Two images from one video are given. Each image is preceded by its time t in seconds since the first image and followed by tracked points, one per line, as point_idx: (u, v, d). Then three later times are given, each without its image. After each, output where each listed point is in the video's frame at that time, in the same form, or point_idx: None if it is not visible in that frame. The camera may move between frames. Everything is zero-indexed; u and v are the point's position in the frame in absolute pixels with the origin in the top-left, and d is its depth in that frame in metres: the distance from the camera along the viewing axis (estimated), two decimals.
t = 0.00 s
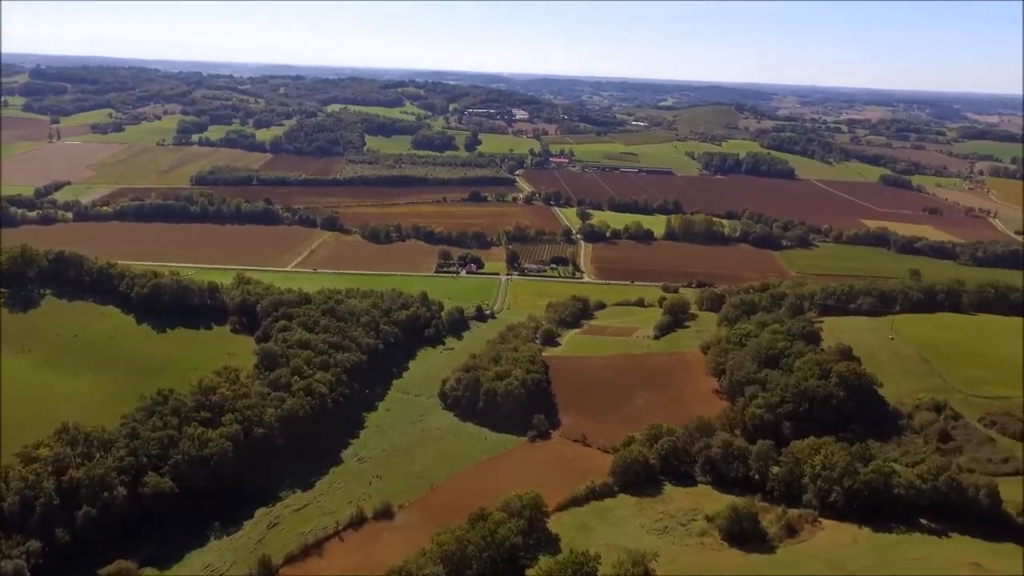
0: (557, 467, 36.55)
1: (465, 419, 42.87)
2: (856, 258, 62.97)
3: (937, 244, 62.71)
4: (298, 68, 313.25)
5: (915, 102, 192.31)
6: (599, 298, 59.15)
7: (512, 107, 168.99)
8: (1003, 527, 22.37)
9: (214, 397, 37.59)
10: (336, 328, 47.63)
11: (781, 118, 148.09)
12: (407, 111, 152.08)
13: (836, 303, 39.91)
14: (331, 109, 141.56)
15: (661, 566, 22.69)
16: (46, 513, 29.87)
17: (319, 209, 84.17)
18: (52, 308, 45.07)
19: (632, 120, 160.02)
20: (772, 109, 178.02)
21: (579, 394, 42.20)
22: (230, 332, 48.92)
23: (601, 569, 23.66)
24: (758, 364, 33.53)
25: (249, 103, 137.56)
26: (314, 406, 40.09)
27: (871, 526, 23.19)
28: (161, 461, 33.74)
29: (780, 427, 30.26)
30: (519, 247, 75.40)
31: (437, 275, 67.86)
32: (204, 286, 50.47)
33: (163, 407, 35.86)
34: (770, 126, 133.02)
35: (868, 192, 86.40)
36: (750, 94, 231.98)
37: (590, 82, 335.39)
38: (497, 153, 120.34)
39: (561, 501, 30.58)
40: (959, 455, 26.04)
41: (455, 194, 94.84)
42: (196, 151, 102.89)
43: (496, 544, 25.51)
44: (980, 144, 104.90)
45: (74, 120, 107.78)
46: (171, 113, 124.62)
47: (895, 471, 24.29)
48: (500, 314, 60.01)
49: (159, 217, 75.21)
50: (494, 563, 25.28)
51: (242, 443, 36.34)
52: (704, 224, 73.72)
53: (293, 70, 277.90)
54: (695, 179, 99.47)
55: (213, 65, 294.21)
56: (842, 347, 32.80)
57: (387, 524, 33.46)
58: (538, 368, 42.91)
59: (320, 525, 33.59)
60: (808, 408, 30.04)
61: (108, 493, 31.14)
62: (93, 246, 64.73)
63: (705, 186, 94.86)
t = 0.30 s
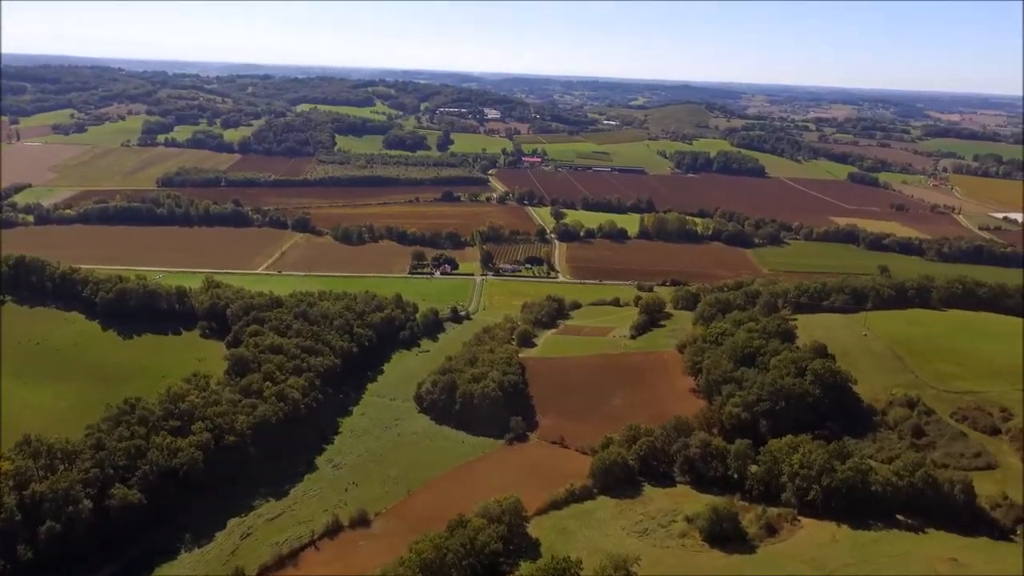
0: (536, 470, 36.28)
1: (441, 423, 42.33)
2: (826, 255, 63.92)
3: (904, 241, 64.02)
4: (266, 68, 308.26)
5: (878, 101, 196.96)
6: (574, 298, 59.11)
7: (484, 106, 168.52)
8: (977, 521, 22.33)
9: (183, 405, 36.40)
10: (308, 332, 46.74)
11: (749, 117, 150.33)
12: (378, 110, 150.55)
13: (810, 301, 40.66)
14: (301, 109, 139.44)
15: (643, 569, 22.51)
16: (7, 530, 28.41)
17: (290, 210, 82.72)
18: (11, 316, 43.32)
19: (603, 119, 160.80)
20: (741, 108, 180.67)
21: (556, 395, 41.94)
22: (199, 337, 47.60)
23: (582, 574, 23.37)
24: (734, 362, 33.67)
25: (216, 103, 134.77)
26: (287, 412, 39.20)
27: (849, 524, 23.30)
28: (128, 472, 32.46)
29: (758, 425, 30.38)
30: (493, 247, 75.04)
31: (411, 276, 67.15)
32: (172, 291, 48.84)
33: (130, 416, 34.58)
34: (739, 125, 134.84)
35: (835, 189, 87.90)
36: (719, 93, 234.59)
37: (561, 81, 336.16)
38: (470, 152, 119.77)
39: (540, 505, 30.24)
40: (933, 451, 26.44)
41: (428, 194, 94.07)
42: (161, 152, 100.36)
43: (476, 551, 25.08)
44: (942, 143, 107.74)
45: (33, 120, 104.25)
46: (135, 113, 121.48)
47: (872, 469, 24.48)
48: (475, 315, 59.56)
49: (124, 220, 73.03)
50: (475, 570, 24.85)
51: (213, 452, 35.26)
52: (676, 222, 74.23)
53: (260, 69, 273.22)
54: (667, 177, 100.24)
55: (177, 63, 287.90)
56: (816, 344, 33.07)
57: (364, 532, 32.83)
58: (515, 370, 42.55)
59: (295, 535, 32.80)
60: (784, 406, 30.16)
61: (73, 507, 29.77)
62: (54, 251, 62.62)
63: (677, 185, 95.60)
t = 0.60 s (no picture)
0: (513, 473, 35.89)
1: (415, 428, 41.67)
2: (794, 252, 64.86)
3: (870, 237, 65.26)
4: (232, 68, 301.99)
5: (842, 100, 201.01)
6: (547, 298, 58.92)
7: (453, 105, 167.49)
8: (951, 516, 22.82)
9: (149, 414, 35.12)
10: (278, 337, 45.67)
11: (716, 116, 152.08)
12: (345, 110, 148.44)
13: (781, 299, 40.73)
14: (266, 108, 136.72)
15: (624, 572, 22.30)
16: None
17: (257, 212, 80.91)
18: None
19: (573, 118, 161.14)
20: (708, 106, 182.55)
21: (532, 396, 41.58)
22: (163, 343, 46.27)
23: None
24: (709, 361, 33.74)
25: (178, 103, 131.37)
26: (257, 420, 38.16)
27: (826, 522, 23.40)
28: (91, 486, 31.14)
29: (733, 423, 30.44)
30: (465, 248, 74.45)
31: (382, 278, 66.22)
32: (134, 296, 47.47)
33: (92, 428, 33.21)
34: (706, 124, 136.23)
35: (801, 187, 89.35)
36: (686, 92, 236.85)
37: (531, 80, 336.09)
38: (440, 152, 118.78)
39: (518, 509, 29.86)
40: (905, 446, 26.84)
41: (398, 194, 92.97)
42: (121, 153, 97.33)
43: (454, 560, 24.53)
44: (903, 140, 110.50)
45: None
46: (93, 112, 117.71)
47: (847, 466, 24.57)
48: (448, 316, 58.94)
49: (84, 224, 70.17)
50: None
51: (180, 463, 34.08)
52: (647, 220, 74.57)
53: (224, 67, 267.90)
54: (636, 175, 100.81)
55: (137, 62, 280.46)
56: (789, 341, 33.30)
57: (338, 542, 32.06)
58: (489, 372, 42.12)
59: (267, 546, 31.91)
60: (759, 404, 30.26)
61: (32, 523, 28.40)
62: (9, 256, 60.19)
63: (647, 183, 96.14)
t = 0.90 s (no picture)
0: (491, 477, 35.42)
1: (391, 433, 40.99)
2: (766, 250, 65.55)
3: (840, 234, 66.31)
4: (197, 66, 295.79)
5: (809, 98, 204.56)
6: (523, 298, 58.62)
7: (424, 104, 166.31)
8: (929, 513, 23.08)
9: (116, 424, 33.97)
10: (249, 342, 44.62)
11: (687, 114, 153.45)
12: (315, 109, 146.21)
13: (755, 298, 40.94)
14: (234, 108, 134.03)
15: None
16: None
17: (225, 213, 79.15)
18: None
19: (545, 117, 161.12)
20: (679, 104, 183.96)
21: (509, 398, 41.20)
22: (129, 351, 45.07)
23: None
24: (686, 360, 33.76)
25: (142, 101, 127.98)
26: (229, 427, 37.20)
27: (806, 520, 23.46)
28: (54, 500, 29.92)
29: (712, 422, 30.44)
30: (439, 248, 73.80)
31: (355, 279, 65.29)
32: (99, 301, 46.12)
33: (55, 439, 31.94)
34: (677, 123, 137.35)
35: (771, 185, 90.46)
36: (658, 91, 238.72)
37: (503, 79, 335.88)
38: (412, 151, 117.68)
39: (497, 514, 29.41)
40: (881, 442, 27.21)
41: (370, 194, 91.83)
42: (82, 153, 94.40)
43: (434, 569, 23.93)
44: (870, 139, 112.77)
45: None
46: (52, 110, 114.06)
47: (825, 463, 24.66)
48: (423, 318, 58.30)
49: (45, 226, 66.01)
50: None
51: (149, 474, 32.99)
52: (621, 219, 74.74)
53: (190, 65, 262.57)
54: (609, 174, 101.09)
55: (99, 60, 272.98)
56: (765, 339, 33.46)
57: (313, 552, 31.21)
58: (466, 374, 41.64)
59: (240, 558, 30.98)
60: (737, 403, 30.29)
61: None
62: None
63: (621, 182, 96.44)
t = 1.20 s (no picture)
0: (472, 481, 34.98)
1: (369, 437, 40.32)
2: (742, 247, 66.09)
3: (813, 231, 67.11)
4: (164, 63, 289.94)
5: (780, 96, 207.74)
6: (501, 298, 58.26)
7: (399, 103, 164.95)
8: (910, 510, 23.15)
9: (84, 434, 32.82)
10: (221, 346, 43.52)
11: (661, 113, 154.45)
12: (287, 108, 143.97)
13: (733, 296, 40.95)
14: (204, 108, 131.34)
15: None
16: None
17: (196, 215, 77.42)
18: None
19: (520, 116, 160.88)
20: (653, 103, 185.10)
21: (488, 400, 40.77)
22: (97, 357, 43.51)
23: None
24: (666, 360, 33.71)
25: (107, 99, 124.56)
26: (202, 435, 36.18)
27: (788, 520, 23.48)
28: (19, 515, 28.77)
29: (692, 422, 30.37)
30: (415, 248, 73.09)
31: (330, 281, 64.34)
32: (64, 306, 44.60)
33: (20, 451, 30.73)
34: (651, 121, 138.25)
35: (744, 183, 91.32)
36: (632, 89, 239.93)
37: (477, 77, 334.96)
38: (387, 151, 116.50)
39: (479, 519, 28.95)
40: (860, 440, 27.44)
41: (344, 194, 90.64)
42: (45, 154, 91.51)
43: None
44: (840, 136, 114.57)
45: None
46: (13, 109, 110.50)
47: (806, 462, 24.72)
48: (400, 319, 57.63)
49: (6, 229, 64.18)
50: None
51: (119, 485, 31.91)
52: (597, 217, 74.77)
53: (158, 63, 257.07)
54: (585, 173, 101.18)
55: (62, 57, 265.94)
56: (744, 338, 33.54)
57: (290, 562, 30.36)
58: (445, 377, 41.09)
59: (215, 570, 30.10)
60: (718, 402, 30.25)
61: None
62: None
63: (597, 180, 96.57)
